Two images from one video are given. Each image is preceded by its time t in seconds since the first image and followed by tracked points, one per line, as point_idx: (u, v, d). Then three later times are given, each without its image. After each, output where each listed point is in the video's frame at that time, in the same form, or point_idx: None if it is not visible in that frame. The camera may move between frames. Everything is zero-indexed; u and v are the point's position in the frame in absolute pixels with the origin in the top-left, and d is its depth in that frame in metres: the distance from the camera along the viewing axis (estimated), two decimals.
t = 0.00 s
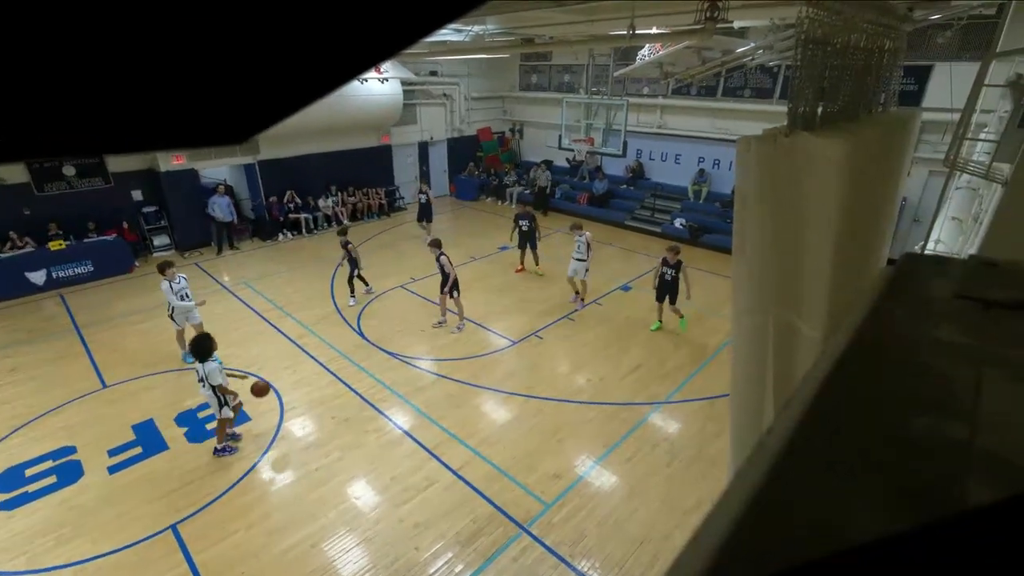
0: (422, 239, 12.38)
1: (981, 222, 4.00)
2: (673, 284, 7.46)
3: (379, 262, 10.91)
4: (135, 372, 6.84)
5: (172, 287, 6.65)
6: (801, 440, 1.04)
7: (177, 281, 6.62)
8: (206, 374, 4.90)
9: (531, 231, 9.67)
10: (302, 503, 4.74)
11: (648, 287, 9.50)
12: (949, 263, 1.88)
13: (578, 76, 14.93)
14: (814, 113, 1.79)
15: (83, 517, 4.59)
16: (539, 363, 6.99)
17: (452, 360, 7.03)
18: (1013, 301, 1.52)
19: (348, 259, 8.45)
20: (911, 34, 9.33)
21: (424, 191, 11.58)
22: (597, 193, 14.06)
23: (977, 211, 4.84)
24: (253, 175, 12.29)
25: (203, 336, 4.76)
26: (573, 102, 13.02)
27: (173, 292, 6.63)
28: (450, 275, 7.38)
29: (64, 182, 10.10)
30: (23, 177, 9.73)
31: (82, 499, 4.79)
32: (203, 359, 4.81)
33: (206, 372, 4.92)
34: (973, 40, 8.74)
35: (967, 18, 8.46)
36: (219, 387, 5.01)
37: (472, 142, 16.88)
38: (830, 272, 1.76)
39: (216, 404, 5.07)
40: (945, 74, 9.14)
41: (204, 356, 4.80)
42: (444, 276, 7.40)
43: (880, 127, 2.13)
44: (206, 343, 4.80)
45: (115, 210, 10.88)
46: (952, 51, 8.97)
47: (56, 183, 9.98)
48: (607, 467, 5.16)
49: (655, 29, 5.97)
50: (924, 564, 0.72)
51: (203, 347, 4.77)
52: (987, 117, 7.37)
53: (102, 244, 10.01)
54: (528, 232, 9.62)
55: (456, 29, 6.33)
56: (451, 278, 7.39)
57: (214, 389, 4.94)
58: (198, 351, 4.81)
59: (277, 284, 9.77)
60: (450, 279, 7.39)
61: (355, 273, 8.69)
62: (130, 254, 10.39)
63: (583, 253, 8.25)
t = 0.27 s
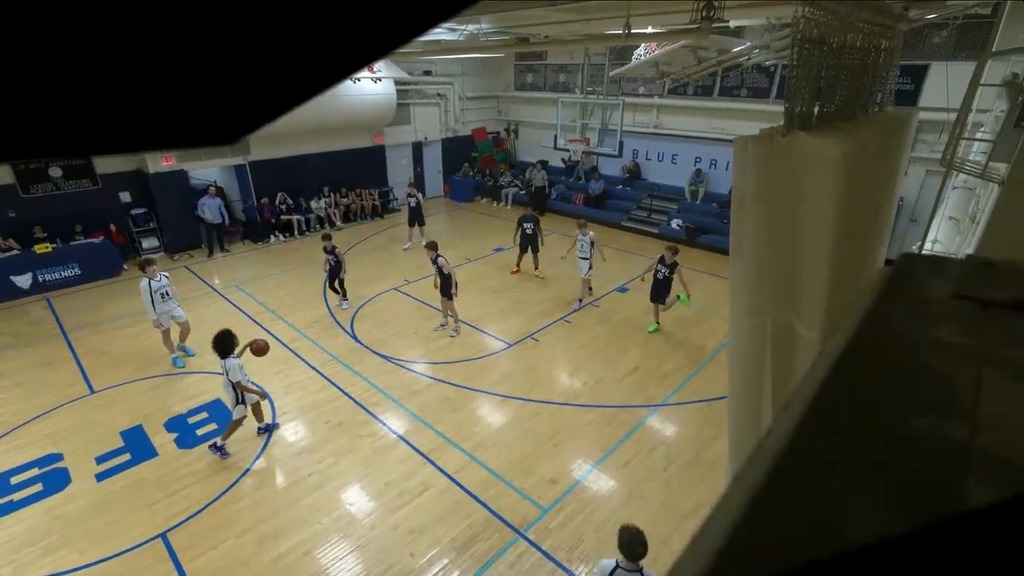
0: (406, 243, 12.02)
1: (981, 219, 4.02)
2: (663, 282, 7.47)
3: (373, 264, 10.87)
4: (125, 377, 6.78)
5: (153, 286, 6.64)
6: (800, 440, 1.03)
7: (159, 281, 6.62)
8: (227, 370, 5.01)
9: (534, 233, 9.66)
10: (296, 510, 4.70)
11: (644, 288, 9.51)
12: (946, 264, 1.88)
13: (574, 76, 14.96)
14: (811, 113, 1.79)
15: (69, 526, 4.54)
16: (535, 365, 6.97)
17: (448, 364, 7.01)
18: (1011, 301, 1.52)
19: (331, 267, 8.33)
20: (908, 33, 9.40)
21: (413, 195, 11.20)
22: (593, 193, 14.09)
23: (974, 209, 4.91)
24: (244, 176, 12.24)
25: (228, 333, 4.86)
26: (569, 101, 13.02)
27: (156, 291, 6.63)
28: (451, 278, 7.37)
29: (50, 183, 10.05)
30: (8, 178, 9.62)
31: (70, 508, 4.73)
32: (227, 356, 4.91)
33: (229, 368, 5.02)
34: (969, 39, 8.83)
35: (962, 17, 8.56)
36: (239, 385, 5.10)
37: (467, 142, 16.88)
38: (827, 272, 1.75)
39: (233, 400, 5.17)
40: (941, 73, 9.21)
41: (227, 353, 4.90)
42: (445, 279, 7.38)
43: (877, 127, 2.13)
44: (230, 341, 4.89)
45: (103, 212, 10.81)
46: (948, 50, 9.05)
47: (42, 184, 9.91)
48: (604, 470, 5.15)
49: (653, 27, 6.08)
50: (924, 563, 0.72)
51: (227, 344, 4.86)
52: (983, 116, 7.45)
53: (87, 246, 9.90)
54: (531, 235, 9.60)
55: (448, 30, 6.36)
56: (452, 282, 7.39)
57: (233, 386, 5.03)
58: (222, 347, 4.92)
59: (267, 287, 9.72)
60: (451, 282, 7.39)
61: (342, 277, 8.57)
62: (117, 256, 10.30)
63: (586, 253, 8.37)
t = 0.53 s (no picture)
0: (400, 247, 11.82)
1: (977, 219, 4.04)
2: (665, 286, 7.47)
3: (368, 265, 10.85)
4: (117, 381, 6.73)
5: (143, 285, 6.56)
6: (799, 441, 1.02)
7: (149, 278, 6.58)
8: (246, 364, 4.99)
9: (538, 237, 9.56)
10: (291, 515, 4.67)
11: (642, 289, 9.52)
12: (943, 264, 1.88)
13: (570, 76, 14.98)
14: (808, 113, 1.79)
15: (59, 532, 4.50)
16: (532, 367, 6.96)
17: (444, 366, 6.99)
18: (1011, 301, 1.52)
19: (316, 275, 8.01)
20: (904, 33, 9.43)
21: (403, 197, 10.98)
22: (590, 193, 14.11)
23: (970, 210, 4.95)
24: (238, 177, 12.19)
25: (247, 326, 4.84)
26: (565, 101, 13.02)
27: (145, 288, 6.57)
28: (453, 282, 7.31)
29: (41, 184, 9.94)
30: None
31: (61, 514, 4.69)
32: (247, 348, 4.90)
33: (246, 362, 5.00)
34: (965, 39, 8.86)
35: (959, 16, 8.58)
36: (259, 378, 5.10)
37: (462, 142, 16.88)
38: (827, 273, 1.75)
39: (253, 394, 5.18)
40: (938, 73, 9.24)
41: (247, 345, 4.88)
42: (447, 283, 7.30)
43: (874, 126, 2.13)
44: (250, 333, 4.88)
45: (94, 214, 10.76)
46: (944, 50, 9.08)
47: (32, 186, 9.81)
48: (602, 473, 5.15)
49: (650, 27, 6.15)
50: (923, 562, 0.71)
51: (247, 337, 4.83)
52: (979, 115, 7.49)
53: (78, 248, 9.85)
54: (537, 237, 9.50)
55: (443, 29, 6.44)
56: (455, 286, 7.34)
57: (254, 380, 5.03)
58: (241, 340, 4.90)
59: (260, 288, 9.69)
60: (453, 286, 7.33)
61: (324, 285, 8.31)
62: (108, 258, 10.25)
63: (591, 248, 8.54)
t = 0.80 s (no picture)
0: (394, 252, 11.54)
1: (974, 220, 4.07)
2: (665, 287, 7.49)
3: (363, 267, 10.82)
4: (109, 384, 6.68)
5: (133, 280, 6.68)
6: (798, 443, 1.01)
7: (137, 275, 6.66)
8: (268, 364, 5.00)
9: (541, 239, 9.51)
10: (286, 519, 4.64)
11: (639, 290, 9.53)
12: (940, 264, 1.89)
13: (566, 76, 14.99)
14: (804, 113, 1.79)
15: (50, 538, 4.46)
16: (529, 369, 6.95)
17: (440, 368, 6.96)
18: (1008, 301, 1.52)
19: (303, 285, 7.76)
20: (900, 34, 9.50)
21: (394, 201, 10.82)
22: (587, 194, 14.12)
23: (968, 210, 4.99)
24: (231, 178, 12.13)
25: (269, 326, 4.83)
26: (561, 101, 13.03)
27: (133, 286, 6.65)
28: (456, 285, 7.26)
29: (31, 186, 9.93)
30: None
31: (51, 519, 4.65)
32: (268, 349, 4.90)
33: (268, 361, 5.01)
34: (960, 38, 8.92)
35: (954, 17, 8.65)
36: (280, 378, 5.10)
37: (458, 143, 16.87)
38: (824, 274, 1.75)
39: (274, 394, 5.20)
40: (934, 73, 9.30)
41: (268, 345, 4.89)
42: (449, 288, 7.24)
43: (871, 127, 2.13)
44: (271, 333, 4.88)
45: (86, 215, 10.70)
46: (940, 50, 9.14)
47: (22, 187, 9.79)
48: (600, 475, 5.14)
49: (647, 27, 6.17)
50: (924, 562, 0.70)
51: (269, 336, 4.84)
52: (975, 116, 7.56)
53: (69, 250, 9.78)
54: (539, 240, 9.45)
55: (438, 29, 6.46)
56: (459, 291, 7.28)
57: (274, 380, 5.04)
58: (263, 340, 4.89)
59: (253, 291, 9.64)
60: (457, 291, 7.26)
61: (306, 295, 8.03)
62: (100, 261, 10.19)
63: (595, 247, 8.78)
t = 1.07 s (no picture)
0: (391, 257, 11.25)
1: (971, 219, 4.09)
2: (655, 290, 7.50)
3: (359, 269, 10.80)
4: (101, 389, 6.63)
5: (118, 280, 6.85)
6: (797, 444, 1.01)
7: (122, 275, 6.83)
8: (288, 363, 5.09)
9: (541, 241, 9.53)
10: (281, 524, 4.62)
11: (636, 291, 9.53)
12: (937, 265, 1.89)
13: (562, 76, 15.01)
14: (801, 114, 1.79)
15: (41, 545, 4.42)
16: (526, 372, 6.94)
17: (437, 371, 6.94)
18: (1005, 301, 1.52)
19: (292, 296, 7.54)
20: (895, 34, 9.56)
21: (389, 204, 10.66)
22: (584, 195, 14.13)
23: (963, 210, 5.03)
24: (225, 180, 12.08)
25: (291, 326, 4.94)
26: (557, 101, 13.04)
27: (118, 286, 6.82)
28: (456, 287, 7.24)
29: (21, 188, 9.89)
30: None
31: (42, 526, 4.61)
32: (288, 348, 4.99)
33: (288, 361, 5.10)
34: (956, 38, 8.97)
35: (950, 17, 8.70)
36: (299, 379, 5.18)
37: (454, 144, 16.86)
38: (822, 275, 1.75)
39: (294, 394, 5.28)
40: (930, 73, 9.35)
41: (289, 344, 4.98)
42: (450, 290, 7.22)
43: (867, 127, 2.13)
44: (292, 333, 4.98)
45: (77, 218, 10.64)
46: (936, 51, 9.19)
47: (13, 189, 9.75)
48: (598, 478, 5.14)
49: (644, 27, 6.19)
50: (925, 562, 0.69)
51: (290, 336, 4.95)
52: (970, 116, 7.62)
53: (60, 253, 9.72)
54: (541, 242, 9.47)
55: (434, 29, 6.46)
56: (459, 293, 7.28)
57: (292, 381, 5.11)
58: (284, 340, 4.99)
59: (247, 293, 9.61)
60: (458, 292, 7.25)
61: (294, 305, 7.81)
62: (92, 263, 10.14)
63: (603, 248, 8.90)
